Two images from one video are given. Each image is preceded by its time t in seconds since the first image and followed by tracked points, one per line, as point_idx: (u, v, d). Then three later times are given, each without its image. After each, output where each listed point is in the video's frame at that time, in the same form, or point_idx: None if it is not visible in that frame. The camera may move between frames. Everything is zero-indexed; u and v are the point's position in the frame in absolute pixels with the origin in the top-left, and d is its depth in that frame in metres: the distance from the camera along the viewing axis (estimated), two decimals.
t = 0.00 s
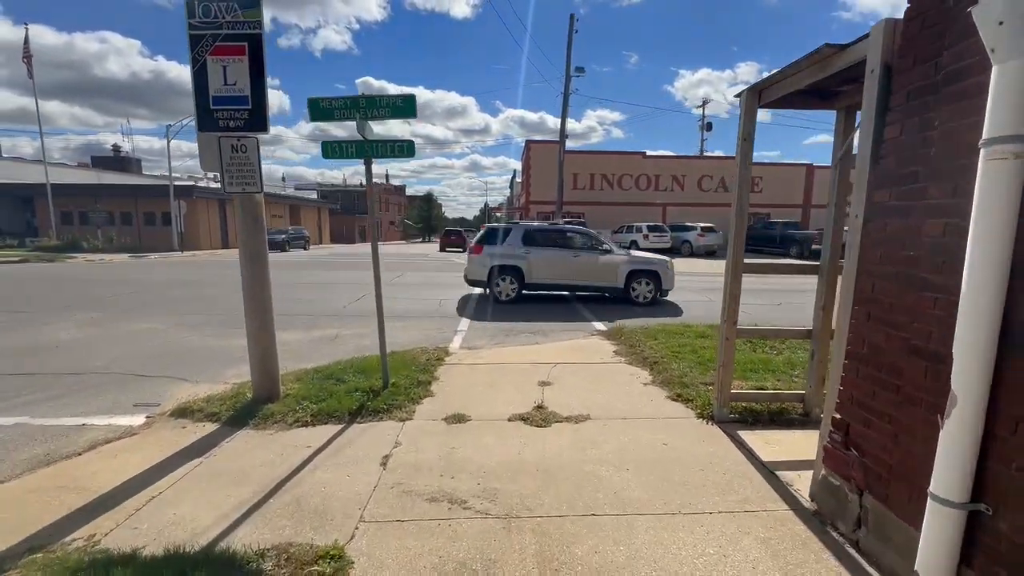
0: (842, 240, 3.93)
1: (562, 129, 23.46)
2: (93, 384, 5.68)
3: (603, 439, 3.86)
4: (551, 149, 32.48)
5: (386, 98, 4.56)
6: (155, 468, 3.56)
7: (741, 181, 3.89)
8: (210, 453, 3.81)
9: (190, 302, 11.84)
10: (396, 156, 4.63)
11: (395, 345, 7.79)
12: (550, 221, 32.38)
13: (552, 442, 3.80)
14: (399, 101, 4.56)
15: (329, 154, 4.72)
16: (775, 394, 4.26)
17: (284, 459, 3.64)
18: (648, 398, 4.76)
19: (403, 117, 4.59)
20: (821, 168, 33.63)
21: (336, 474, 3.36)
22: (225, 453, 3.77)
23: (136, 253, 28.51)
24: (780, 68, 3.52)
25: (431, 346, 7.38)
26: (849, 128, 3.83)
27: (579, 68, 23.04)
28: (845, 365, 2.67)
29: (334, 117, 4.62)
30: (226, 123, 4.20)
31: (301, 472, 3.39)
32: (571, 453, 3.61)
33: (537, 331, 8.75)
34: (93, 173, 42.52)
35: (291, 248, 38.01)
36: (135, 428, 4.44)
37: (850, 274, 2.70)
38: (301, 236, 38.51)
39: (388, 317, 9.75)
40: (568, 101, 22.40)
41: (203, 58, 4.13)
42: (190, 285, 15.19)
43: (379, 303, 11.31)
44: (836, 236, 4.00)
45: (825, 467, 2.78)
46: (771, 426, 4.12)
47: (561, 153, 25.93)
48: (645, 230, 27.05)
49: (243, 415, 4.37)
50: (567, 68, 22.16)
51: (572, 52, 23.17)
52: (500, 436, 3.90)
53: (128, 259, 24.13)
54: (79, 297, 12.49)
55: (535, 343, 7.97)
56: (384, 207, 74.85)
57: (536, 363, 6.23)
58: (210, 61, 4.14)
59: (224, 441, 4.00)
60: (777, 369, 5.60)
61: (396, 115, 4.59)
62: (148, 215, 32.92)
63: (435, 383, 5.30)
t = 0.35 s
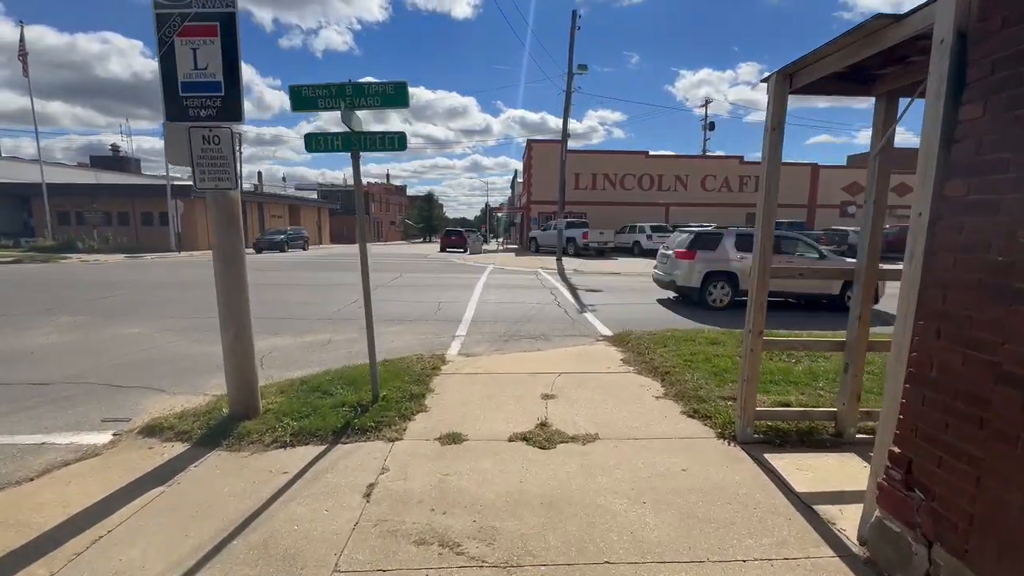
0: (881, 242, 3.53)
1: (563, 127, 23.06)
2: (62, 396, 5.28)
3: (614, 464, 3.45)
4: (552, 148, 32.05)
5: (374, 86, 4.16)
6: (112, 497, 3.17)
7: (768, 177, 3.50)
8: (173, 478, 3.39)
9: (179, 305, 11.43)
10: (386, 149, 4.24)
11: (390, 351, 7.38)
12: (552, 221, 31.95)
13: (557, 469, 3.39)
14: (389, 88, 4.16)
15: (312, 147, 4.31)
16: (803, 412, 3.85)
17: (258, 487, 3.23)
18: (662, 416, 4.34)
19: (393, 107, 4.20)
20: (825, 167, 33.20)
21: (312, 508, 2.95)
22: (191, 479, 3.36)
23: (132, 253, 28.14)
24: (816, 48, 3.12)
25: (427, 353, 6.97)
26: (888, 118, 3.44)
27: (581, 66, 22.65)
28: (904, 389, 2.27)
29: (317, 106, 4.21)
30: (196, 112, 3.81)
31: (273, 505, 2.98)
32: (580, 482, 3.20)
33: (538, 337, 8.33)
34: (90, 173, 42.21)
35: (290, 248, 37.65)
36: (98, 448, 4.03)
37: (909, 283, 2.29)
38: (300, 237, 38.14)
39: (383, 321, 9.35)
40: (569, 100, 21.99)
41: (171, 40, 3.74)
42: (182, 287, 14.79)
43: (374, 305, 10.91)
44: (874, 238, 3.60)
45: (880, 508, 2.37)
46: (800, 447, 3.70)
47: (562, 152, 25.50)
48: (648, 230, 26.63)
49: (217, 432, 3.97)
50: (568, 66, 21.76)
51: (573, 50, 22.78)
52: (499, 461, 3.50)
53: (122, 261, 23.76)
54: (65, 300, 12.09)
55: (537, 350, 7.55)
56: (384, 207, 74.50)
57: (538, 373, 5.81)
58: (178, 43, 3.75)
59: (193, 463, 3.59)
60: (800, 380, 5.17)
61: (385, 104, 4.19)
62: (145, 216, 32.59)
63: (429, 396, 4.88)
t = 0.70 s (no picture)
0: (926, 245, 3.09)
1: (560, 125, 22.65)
2: (10, 412, 4.79)
3: (623, 499, 3.00)
4: (548, 147, 31.65)
5: (352, 66, 3.69)
6: (34, 543, 2.69)
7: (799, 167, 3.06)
8: (111, 518, 2.92)
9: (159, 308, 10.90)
10: (364, 139, 3.78)
11: (376, 359, 6.90)
12: (548, 221, 31.51)
13: (557, 506, 2.94)
14: (369, 70, 3.70)
15: (280, 135, 3.81)
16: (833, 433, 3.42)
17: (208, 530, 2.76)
18: (674, 437, 3.90)
19: (373, 90, 3.74)
20: (823, 167, 32.96)
21: (268, 559, 2.48)
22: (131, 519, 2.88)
23: (119, 254, 27.52)
24: (863, 16, 2.68)
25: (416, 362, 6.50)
26: (936, 105, 3.01)
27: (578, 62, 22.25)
28: (991, 426, 1.83)
29: (286, 90, 3.72)
30: (144, 94, 3.33)
31: (222, 556, 2.51)
32: (585, 523, 2.75)
33: (535, 343, 7.88)
34: (78, 172, 41.50)
35: (283, 248, 37.07)
36: (35, 477, 3.55)
37: (999, 294, 1.85)
38: (292, 237, 37.55)
39: (372, 326, 8.86)
40: (566, 97, 21.56)
41: (114, 11, 3.26)
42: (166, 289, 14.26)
43: (363, 309, 10.42)
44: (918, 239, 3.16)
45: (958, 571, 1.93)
46: (832, 475, 3.27)
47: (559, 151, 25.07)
48: (646, 231, 26.26)
49: (171, 459, 3.49)
50: (566, 62, 21.34)
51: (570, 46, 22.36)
52: (491, 496, 3.04)
53: (108, 261, 23.17)
54: (40, 303, 11.55)
55: (534, 357, 7.09)
56: (379, 207, 73.87)
57: (535, 384, 5.34)
58: (122, 14, 3.26)
59: (138, 497, 3.11)
60: (820, 393, 4.75)
61: (364, 87, 3.73)
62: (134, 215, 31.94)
63: (415, 414, 4.42)
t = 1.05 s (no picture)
0: (978, 247, 2.71)
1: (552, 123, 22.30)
2: None
3: (638, 541, 2.59)
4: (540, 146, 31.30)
5: (322, 42, 3.25)
6: None
7: (837, 156, 2.66)
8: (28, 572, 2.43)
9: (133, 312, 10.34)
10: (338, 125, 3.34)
11: (360, 368, 6.43)
12: (541, 221, 31.15)
13: (563, 551, 2.52)
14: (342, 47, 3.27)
15: (240, 120, 3.32)
16: (869, 458, 3.04)
17: None
18: (688, 461, 3.50)
19: (348, 70, 3.31)
20: (815, 167, 32.94)
21: None
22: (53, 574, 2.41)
23: (98, 255, 26.71)
24: None
25: (403, 372, 6.05)
26: (992, 88, 2.63)
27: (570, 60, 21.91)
28: None
29: (246, 69, 3.24)
30: (78, 71, 2.86)
31: None
32: None
33: (530, 349, 7.46)
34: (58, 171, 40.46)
35: (270, 249, 36.36)
36: None
37: None
38: (280, 236, 36.84)
39: (357, 331, 8.38)
40: (558, 95, 21.21)
41: None
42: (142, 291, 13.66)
43: (349, 313, 9.93)
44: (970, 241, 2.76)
45: None
46: (872, 507, 2.88)
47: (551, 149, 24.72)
48: (639, 230, 25.99)
49: (114, 494, 3.02)
50: (557, 59, 20.99)
51: (563, 43, 22.00)
52: (485, 538, 2.62)
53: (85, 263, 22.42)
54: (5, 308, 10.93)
55: (529, 365, 6.66)
56: (370, 207, 73.06)
57: (531, 397, 4.92)
58: None
59: (66, 544, 2.63)
60: (841, 406, 4.38)
61: (338, 67, 3.30)
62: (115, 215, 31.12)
63: (398, 434, 3.97)
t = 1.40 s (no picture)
0: None
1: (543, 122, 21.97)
2: None
3: None
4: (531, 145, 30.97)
5: (291, 17, 2.82)
6: None
7: (890, 147, 2.29)
8: None
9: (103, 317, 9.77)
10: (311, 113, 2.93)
11: (343, 380, 5.98)
12: (532, 221, 30.80)
13: None
14: (315, 22, 2.84)
15: (196, 104, 2.86)
16: (916, 489, 2.69)
17: None
18: (709, 490, 3.14)
19: (321, 49, 2.88)
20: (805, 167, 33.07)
21: None
22: None
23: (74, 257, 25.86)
24: None
25: (390, 384, 5.62)
26: None
27: (562, 57, 21.61)
28: None
29: (203, 47, 2.80)
30: None
31: None
32: None
33: (525, 357, 7.07)
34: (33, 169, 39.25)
35: (255, 249, 35.56)
36: None
37: None
38: (265, 237, 36.02)
39: (342, 338, 7.92)
40: (550, 93, 20.91)
41: None
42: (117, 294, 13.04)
43: (333, 318, 9.44)
44: None
45: None
46: (923, 547, 2.54)
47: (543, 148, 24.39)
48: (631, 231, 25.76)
49: (43, 545, 2.56)
50: (549, 57, 20.67)
51: (554, 41, 21.70)
52: None
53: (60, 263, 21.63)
54: None
55: (525, 375, 6.27)
56: (358, 207, 72.15)
57: (529, 414, 4.52)
58: None
59: None
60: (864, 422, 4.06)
61: (311, 45, 2.87)
62: (93, 214, 30.20)
63: (384, 460, 3.55)
